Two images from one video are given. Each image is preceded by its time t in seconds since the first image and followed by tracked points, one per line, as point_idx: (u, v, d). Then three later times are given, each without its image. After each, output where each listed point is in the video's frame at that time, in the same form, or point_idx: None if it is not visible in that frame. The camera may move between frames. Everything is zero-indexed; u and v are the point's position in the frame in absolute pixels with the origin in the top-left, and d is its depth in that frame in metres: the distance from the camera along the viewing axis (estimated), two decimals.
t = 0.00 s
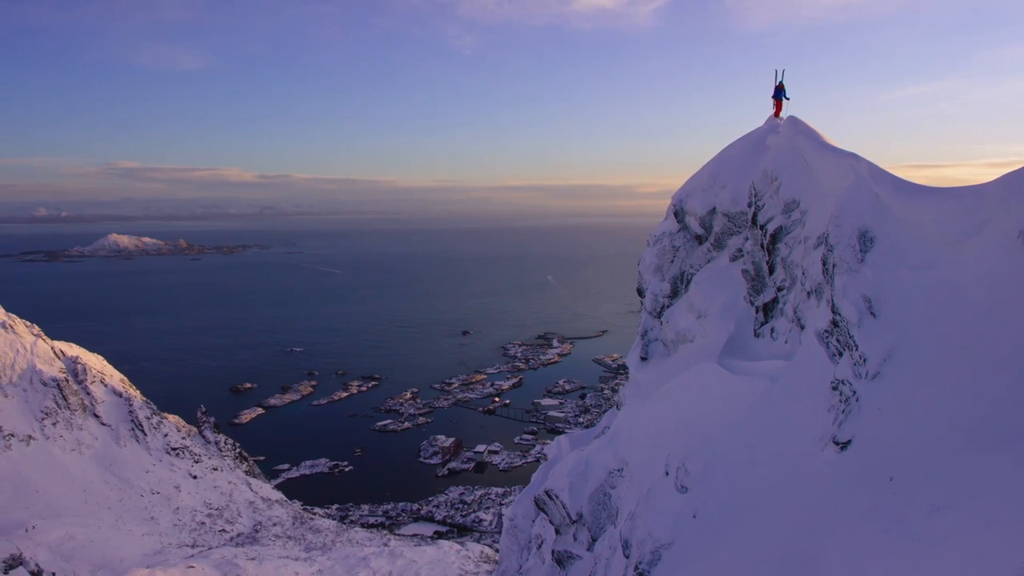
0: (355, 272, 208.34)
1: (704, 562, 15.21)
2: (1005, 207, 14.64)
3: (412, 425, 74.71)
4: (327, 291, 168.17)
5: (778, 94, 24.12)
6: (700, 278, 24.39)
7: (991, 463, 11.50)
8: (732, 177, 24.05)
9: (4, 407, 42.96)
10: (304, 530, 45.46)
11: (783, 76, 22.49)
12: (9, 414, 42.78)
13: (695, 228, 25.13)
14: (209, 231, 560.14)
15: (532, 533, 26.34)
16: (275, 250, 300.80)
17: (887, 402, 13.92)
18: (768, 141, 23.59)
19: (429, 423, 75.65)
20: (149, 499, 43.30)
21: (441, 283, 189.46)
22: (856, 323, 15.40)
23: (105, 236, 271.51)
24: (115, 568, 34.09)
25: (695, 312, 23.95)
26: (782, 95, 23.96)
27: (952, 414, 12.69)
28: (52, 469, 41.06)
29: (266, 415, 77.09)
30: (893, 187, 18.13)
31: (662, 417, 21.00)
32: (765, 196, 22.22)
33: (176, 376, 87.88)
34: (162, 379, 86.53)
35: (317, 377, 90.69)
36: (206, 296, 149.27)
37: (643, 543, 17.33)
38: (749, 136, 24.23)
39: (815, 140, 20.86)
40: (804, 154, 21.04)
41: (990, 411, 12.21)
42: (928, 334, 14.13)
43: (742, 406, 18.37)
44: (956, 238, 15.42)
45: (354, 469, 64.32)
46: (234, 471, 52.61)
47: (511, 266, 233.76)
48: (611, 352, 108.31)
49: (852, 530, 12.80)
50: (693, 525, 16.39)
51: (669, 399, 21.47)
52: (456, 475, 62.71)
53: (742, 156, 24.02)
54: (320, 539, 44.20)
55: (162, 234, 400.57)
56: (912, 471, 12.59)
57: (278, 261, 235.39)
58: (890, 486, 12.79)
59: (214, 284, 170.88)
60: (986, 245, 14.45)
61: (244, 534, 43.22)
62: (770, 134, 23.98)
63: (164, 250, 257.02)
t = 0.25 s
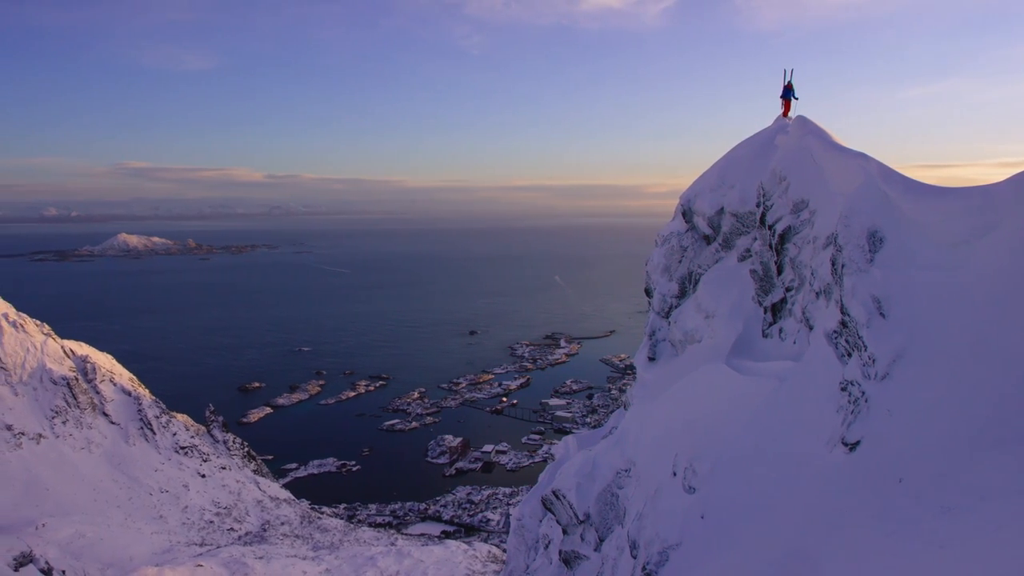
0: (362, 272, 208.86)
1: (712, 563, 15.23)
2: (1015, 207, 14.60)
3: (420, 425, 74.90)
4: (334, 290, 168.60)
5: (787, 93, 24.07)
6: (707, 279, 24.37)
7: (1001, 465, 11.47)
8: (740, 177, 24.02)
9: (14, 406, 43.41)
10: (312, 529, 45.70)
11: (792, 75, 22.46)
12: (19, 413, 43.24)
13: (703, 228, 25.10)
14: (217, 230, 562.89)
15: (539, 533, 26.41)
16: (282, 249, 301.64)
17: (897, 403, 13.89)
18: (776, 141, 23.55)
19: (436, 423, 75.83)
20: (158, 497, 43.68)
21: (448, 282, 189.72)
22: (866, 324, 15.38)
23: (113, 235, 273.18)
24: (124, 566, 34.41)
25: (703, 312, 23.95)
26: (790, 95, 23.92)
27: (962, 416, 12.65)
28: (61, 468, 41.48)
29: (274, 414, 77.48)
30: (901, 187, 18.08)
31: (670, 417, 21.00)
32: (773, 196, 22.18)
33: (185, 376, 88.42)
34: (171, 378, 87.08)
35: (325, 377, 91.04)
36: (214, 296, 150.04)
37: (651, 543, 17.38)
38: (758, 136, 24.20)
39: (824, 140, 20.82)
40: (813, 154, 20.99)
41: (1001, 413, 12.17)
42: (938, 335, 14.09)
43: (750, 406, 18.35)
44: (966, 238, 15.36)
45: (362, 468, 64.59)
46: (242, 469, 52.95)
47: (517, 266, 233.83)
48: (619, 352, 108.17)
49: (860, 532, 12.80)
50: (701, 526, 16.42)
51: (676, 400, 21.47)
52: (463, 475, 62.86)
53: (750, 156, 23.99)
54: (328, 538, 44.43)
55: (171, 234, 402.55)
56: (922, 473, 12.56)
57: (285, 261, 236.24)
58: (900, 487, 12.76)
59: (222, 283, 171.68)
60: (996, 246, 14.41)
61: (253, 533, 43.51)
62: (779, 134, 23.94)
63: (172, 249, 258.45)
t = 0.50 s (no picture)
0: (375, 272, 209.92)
1: (725, 564, 15.22)
2: None
3: (433, 424, 75.21)
4: (348, 290, 169.57)
5: (802, 93, 23.95)
6: (721, 279, 24.30)
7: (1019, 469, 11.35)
8: (755, 177, 23.94)
9: (31, 404, 44.19)
10: (325, 528, 46.07)
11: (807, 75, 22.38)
12: (37, 410, 44.01)
13: (717, 228, 25.06)
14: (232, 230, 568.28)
15: (552, 533, 26.45)
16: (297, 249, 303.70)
17: (913, 405, 13.79)
18: (790, 141, 23.47)
19: (449, 422, 76.09)
20: (173, 495, 44.26)
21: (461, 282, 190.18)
22: (881, 325, 15.29)
23: (130, 235, 276.75)
24: (138, 563, 34.94)
25: (717, 312, 23.88)
26: (806, 94, 23.81)
27: (979, 419, 12.54)
28: (78, 465, 42.19)
29: (288, 413, 78.17)
30: (918, 187, 17.94)
31: (683, 418, 20.96)
32: (788, 196, 22.10)
33: (201, 374, 89.42)
34: (187, 377, 88.14)
35: (339, 376, 91.67)
36: (230, 296, 151.57)
37: (664, 545, 17.39)
38: (772, 136, 24.13)
39: (839, 140, 20.72)
40: (828, 154, 20.90)
41: (1018, 416, 12.05)
42: (954, 337, 13.98)
43: (764, 408, 18.28)
44: (983, 239, 15.22)
45: (375, 467, 64.99)
46: (256, 468, 53.50)
47: (530, 266, 233.83)
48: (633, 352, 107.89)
49: (871, 536, 12.75)
50: (714, 527, 16.40)
51: (689, 401, 21.46)
52: (476, 475, 63.03)
53: (764, 156, 23.92)
54: (341, 537, 44.77)
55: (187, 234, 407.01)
56: (938, 475, 12.45)
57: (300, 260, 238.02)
58: (915, 490, 12.64)
59: (238, 283, 173.42)
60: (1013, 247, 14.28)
61: (266, 531, 43.95)
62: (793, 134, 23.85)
63: (187, 248, 261.32)
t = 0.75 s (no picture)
0: (394, 272, 211.36)
1: (744, 565, 15.28)
2: None
3: (452, 424, 75.70)
4: (368, 290, 170.97)
5: (824, 92, 23.85)
6: (742, 280, 24.28)
7: None
8: (776, 177, 23.90)
9: (57, 401, 45.36)
10: (345, 526, 46.67)
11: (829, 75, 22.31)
12: (62, 407, 45.17)
13: (738, 228, 25.01)
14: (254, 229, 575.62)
15: (570, 534, 26.62)
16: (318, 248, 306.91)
17: (936, 407, 13.76)
18: (811, 141, 23.39)
19: (468, 422, 76.53)
20: (194, 492, 45.16)
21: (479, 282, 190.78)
22: (904, 326, 15.24)
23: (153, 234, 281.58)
24: (159, 559, 35.82)
25: (738, 313, 23.87)
26: (828, 94, 23.70)
27: (1004, 422, 12.51)
28: (102, 461, 43.22)
29: (308, 411, 79.19)
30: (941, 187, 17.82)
31: (702, 420, 21.01)
32: (809, 197, 22.04)
33: (223, 373, 90.88)
34: (211, 375, 89.69)
35: (358, 375, 92.60)
36: (252, 295, 153.75)
37: (683, 546, 17.49)
38: (793, 136, 24.06)
39: (862, 139, 20.63)
40: (851, 154, 20.81)
41: None
42: (979, 339, 13.91)
43: (785, 409, 18.26)
44: (1007, 240, 15.11)
45: (395, 466, 65.61)
46: (275, 466, 54.36)
47: (548, 266, 233.82)
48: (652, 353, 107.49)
49: (889, 541, 12.79)
50: (734, 529, 16.45)
51: (709, 402, 21.50)
52: (495, 474, 63.35)
53: (786, 155, 23.87)
54: (360, 535, 45.33)
55: (210, 234, 413.04)
56: (962, 479, 12.45)
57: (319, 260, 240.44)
58: (939, 493, 12.64)
59: (260, 282, 175.81)
60: None
61: (286, 528, 44.67)
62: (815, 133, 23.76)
63: (209, 247, 265.23)
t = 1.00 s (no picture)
0: (417, 271, 212.55)
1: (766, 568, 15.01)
2: None
3: (474, 423, 75.86)
4: (391, 289, 172.12)
5: (851, 90, 23.35)
6: (767, 281, 23.87)
7: None
8: (801, 177, 23.48)
9: (86, 397, 46.37)
10: (367, 524, 47.00)
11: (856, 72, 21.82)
12: (91, 403, 46.16)
13: (763, 228, 24.60)
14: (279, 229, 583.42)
15: (592, 535, 26.41)
16: (343, 248, 310.05)
17: (966, 412, 13.39)
18: (837, 140, 22.89)
19: (490, 422, 76.63)
20: (219, 489, 45.81)
21: (502, 282, 190.93)
22: (933, 328, 14.79)
23: (181, 233, 286.75)
24: (185, 554, 36.45)
25: (762, 314, 23.51)
26: (854, 92, 23.21)
27: None
28: (130, 457, 44.08)
29: (332, 410, 79.98)
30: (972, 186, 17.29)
31: (727, 422, 20.62)
32: (836, 196, 21.59)
33: (249, 371, 92.23)
34: (237, 373, 91.00)
35: (381, 374, 93.30)
36: (277, 294, 155.72)
37: (705, 548, 17.23)
38: (819, 135, 23.61)
39: (890, 138, 20.15)
40: (879, 153, 20.34)
41: None
42: (1010, 343, 13.49)
43: (809, 411, 17.84)
44: None
45: (417, 465, 65.92)
46: (299, 463, 54.97)
47: (571, 266, 233.12)
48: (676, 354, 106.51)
49: (921, 549, 12.44)
50: (758, 531, 16.13)
51: (734, 403, 21.15)
52: (517, 474, 63.33)
53: (811, 155, 23.42)
54: (383, 533, 45.61)
55: (237, 234, 419.61)
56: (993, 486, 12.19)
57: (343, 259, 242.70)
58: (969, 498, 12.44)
59: (285, 281, 178.06)
60: None
61: (309, 526, 45.10)
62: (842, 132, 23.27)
63: (235, 247, 269.35)
